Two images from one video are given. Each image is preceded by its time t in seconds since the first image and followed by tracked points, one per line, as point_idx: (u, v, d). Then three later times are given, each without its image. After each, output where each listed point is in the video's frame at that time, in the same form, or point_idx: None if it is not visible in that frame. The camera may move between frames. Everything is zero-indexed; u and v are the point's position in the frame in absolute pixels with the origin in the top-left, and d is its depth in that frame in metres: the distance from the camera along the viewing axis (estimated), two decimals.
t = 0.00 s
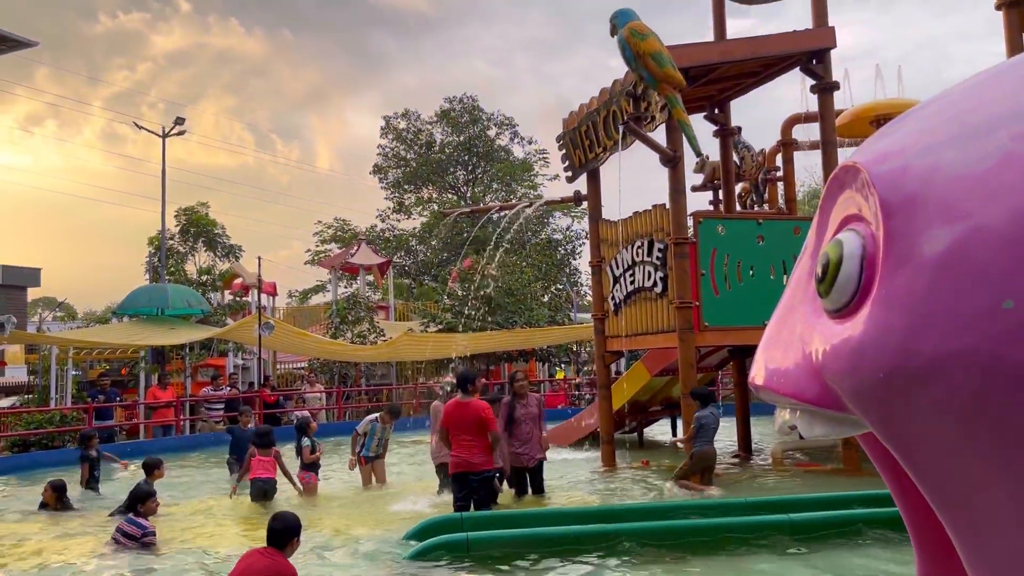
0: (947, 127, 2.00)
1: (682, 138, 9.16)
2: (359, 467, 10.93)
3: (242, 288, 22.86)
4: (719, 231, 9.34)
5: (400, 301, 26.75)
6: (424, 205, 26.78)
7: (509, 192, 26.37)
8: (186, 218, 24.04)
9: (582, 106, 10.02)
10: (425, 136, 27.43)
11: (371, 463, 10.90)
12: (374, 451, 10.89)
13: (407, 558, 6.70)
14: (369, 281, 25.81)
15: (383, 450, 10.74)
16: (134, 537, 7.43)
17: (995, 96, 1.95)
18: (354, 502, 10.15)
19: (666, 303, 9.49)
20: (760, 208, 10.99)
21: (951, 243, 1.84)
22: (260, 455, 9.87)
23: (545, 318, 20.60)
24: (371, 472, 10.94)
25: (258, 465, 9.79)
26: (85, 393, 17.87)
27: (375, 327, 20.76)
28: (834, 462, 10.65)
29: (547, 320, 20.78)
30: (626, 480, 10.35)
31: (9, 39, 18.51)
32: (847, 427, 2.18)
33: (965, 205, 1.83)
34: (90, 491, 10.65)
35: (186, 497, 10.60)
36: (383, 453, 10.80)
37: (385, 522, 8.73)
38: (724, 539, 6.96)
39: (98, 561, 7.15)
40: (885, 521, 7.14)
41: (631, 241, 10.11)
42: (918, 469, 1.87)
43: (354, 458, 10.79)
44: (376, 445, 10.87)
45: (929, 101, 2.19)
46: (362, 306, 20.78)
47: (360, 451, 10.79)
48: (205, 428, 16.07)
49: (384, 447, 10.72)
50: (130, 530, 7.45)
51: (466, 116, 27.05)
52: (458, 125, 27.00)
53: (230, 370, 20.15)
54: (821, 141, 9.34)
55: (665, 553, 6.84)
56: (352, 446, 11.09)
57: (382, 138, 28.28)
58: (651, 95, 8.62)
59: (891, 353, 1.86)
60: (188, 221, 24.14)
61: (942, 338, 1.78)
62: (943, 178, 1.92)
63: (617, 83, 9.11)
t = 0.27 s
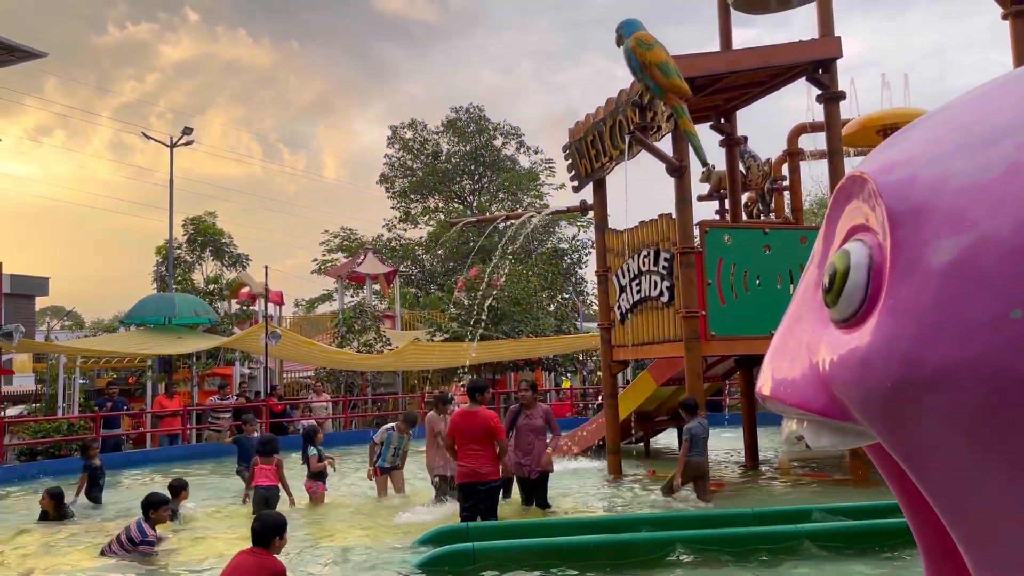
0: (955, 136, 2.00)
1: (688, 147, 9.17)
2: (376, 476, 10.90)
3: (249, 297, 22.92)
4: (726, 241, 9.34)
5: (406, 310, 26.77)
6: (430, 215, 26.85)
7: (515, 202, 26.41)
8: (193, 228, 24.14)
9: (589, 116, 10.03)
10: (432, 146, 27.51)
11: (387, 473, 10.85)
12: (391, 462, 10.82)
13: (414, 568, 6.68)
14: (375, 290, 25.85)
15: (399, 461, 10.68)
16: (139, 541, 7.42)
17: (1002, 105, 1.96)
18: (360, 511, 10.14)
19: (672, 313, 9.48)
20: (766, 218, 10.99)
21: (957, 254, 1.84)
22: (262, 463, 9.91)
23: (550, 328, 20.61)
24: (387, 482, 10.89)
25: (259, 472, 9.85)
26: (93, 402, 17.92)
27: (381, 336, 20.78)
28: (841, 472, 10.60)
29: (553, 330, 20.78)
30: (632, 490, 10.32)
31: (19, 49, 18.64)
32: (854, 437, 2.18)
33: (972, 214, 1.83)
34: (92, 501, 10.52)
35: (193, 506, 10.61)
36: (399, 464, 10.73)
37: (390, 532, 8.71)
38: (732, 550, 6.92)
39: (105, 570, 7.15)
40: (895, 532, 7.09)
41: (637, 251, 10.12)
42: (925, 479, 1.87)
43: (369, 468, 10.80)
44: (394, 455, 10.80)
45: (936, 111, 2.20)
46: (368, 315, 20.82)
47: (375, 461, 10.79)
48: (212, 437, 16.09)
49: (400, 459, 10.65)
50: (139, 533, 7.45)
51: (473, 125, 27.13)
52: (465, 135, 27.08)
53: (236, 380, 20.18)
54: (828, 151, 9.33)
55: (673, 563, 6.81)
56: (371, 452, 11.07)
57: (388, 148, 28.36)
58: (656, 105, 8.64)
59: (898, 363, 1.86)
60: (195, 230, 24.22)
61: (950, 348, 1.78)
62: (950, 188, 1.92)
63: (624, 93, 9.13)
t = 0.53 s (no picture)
0: (962, 145, 2.00)
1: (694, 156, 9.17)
2: (390, 484, 10.86)
3: (256, 305, 22.97)
4: (732, 249, 9.34)
5: (412, 319, 26.78)
6: (437, 223, 26.90)
7: (521, 210, 26.42)
8: (201, 236, 24.22)
9: (594, 125, 10.05)
10: (438, 154, 27.58)
11: (399, 481, 10.78)
12: (402, 467, 10.77)
13: None
14: (381, 298, 25.88)
15: (409, 464, 10.62)
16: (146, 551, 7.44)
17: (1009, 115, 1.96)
18: (366, 519, 10.13)
19: (678, 321, 9.47)
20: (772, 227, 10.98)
21: (965, 262, 1.84)
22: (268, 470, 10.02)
23: (557, 336, 20.60)
24: (401, 489, 10.80)
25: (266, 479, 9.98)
26: (100, 410, 17.96)
27: (387, 344, 20.79)
28: (849, 481, 10.55)
29: (559, 338, 20.77)
30: (639, 499, 10.28)
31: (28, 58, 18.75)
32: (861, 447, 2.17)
33: (980, 223, 1.83)
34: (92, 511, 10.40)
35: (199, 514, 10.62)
36: (410, 468, 10.66)
37: (396, 541, 8.69)
38: (739, 560, 6.89)
39: None
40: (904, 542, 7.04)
41: (643, 259, 10.12)
42: (932, 489, 1.86)
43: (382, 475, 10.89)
44: (404, 460, 10.76)
45: (944, 120, 2.20)
46: (375, 323, 20.85)
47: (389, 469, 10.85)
48: (218, 446, 16.10)
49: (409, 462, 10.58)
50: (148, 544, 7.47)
51: (479, 134, 27.20)
52: (471, 143, 27.14)
53: (242, 388, 20.19)
54: (834, 159, 9.33)
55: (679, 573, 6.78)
56: (386, 464, 11.19)
57: (395, 156, 28.42)
58: (662, 113, 8.65)
59: (903, 372, 1.86)
60: (202, 239, 24.31)
61: (957, 358, 1.78)
62: (957, 196, 1.92)
63: (629, 102, 9.15)
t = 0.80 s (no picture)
0: (970, 154, 2.00)
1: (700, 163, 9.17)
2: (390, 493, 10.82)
3: (262, 312, 23.01)
4: (738, 256, 9.32)
5: (418, 325, 26.80)
6: (443, 230, 26.94)
7: (526, 218, 26.44)
8: (207, 243, 24.30)
9: (600, 133, 10.06)
10: (444, 162, 27.64)
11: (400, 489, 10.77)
12: (403, 476, 10.77)
13: None
14: (387, 305, 25.91)
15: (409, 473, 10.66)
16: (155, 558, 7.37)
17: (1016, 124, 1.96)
18: (372, 527, 10.12)
19: (685, 328, 9.45)
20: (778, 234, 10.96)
21: (973, 272, 1.84)
22: (274, 476, 10.14)
23: (562, 343, 20.59)
24: (401, 498, 10.76)
25: (272, 485, 10.11)
26: (107, 417, 18.01)
27: (393, 352, 20.81)
28: (856, 490, 10.51)
29: (565, 345, 20.76)
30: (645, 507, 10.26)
31: (37, 67, 18.85)
32: (869, 456, 2.16)
33: (988, 233, 1.83)
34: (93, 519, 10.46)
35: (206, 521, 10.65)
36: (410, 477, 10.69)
37: (402, 548, 8.68)
38: (746, 568, 6.85)
39: None
40: (910, 551, 6.99)
41: (649, 266, 10.11)
42: (941, 498, 1.86)
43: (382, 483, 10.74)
44: (405, 469, 10.77)
45: (952, 128, 2.20)
46: (381, 331, 20.88)
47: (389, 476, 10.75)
48: (224, 453, 16.12)
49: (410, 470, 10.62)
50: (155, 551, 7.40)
51: (485, 141, 27.25)
52: (477, 151, 27.19)
53: (248, 395, 20.22)
54: (841, 167, 9.31)
55: None
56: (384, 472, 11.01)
57: (401, 164, 28.48)
58: (668, 121, 8.65)
59: (911, 381, 1.86)
60: (208, 246, 24.39)
61: (965, 367, 1.78)
62: (966, 206, 1.92)
63: (635, 109, 9.16)
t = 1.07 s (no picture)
0: (978, 160, 2.00)
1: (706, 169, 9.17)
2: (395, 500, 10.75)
3: (269, 318, 23.05)
4: (745, 262, 9.32)
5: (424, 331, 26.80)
6: (449, 236, 26.96)
7: (532, 223, 26.43)
8: (214, 249, 24.37)
9: (607, 139, 10.07)
10: (450, 168, 27.68)
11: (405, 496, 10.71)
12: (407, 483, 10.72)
13: None
14: (393, 311, 25.92)
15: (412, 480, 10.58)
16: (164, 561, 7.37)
17: None
18: (379, 533, 10.11)
19: (691, 334, 9.43)
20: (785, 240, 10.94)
21: (983, 278, 1.83)
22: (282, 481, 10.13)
23: (568, 349, 20.56)
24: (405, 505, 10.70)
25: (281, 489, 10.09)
26: (114, 422, 18.04)
27: (399, 357, 20.81)
28: (864, 496, 10.46)
29: (571, 351, 20.73)
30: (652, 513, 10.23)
31: (45, 73, 18.96)
32: (878, 463, 2.15)
33: (998, 240, 1.83)
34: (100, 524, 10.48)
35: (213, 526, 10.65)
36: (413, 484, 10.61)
37: (408, 554, 8.67)
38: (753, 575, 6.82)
39: None
40: (916, 559, 6.93)
41: (656, 272, 10.10)
42: (951, 505, 1.86)
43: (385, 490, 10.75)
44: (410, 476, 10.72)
45: (960, 134, 2.20)
46: (387, 336, 20.90)
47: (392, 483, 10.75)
48: (230, 458, 16.12)
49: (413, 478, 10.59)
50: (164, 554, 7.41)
51: (490, 147, 27.28)
52: (483, 157, 27.22)
53: (255, 401, 20.23)
54: (848, 172, 9.30)
55: None
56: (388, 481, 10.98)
57: (407, 170, 28.53)
58: (675, 127, 8.66)
59: (920, 388, 1.85)
60: (215, 252, 24.46)
61: (975, 375, 1.77)
62: (975, 212, 1.92)
63: (641, 115, 9.16)
